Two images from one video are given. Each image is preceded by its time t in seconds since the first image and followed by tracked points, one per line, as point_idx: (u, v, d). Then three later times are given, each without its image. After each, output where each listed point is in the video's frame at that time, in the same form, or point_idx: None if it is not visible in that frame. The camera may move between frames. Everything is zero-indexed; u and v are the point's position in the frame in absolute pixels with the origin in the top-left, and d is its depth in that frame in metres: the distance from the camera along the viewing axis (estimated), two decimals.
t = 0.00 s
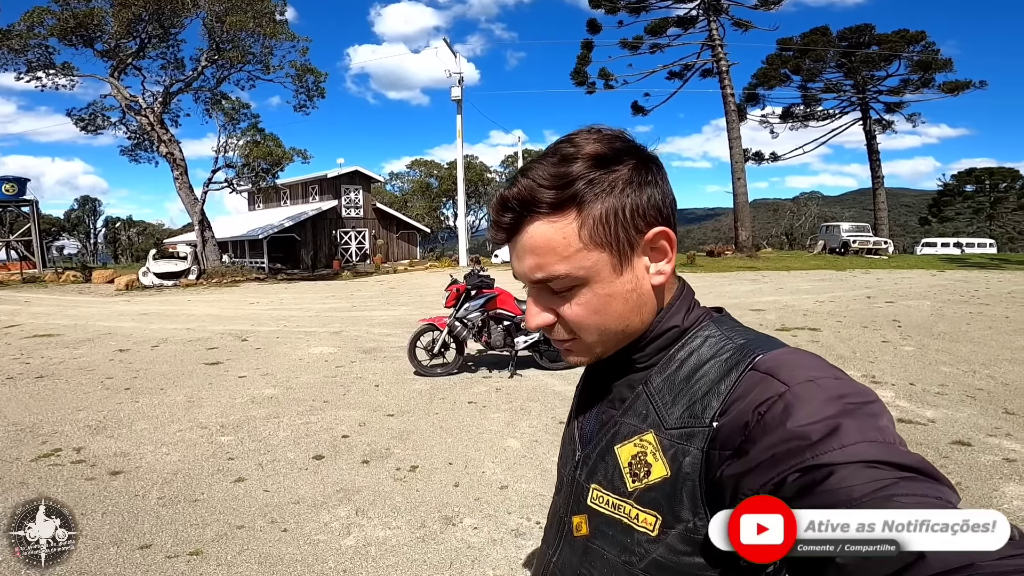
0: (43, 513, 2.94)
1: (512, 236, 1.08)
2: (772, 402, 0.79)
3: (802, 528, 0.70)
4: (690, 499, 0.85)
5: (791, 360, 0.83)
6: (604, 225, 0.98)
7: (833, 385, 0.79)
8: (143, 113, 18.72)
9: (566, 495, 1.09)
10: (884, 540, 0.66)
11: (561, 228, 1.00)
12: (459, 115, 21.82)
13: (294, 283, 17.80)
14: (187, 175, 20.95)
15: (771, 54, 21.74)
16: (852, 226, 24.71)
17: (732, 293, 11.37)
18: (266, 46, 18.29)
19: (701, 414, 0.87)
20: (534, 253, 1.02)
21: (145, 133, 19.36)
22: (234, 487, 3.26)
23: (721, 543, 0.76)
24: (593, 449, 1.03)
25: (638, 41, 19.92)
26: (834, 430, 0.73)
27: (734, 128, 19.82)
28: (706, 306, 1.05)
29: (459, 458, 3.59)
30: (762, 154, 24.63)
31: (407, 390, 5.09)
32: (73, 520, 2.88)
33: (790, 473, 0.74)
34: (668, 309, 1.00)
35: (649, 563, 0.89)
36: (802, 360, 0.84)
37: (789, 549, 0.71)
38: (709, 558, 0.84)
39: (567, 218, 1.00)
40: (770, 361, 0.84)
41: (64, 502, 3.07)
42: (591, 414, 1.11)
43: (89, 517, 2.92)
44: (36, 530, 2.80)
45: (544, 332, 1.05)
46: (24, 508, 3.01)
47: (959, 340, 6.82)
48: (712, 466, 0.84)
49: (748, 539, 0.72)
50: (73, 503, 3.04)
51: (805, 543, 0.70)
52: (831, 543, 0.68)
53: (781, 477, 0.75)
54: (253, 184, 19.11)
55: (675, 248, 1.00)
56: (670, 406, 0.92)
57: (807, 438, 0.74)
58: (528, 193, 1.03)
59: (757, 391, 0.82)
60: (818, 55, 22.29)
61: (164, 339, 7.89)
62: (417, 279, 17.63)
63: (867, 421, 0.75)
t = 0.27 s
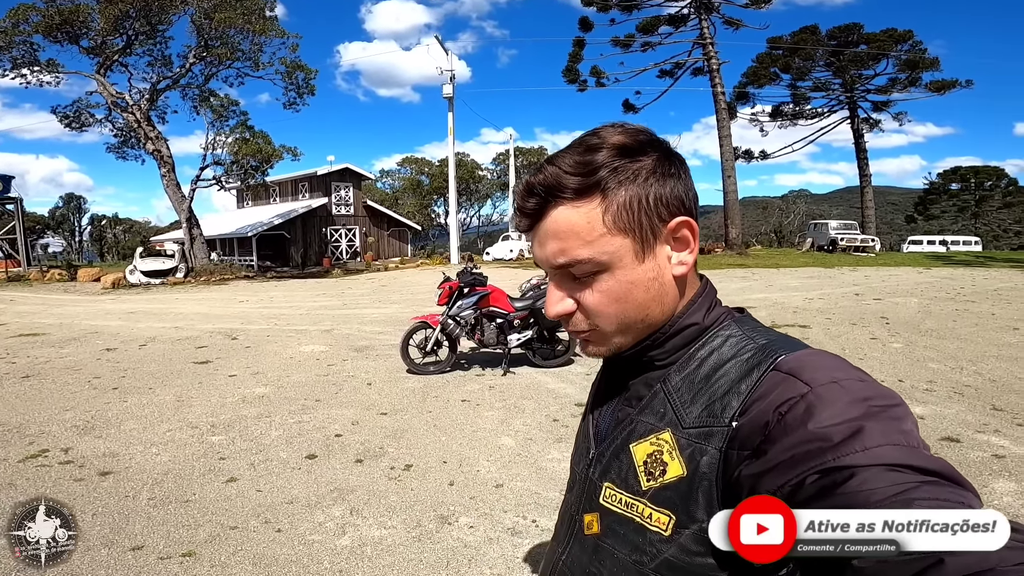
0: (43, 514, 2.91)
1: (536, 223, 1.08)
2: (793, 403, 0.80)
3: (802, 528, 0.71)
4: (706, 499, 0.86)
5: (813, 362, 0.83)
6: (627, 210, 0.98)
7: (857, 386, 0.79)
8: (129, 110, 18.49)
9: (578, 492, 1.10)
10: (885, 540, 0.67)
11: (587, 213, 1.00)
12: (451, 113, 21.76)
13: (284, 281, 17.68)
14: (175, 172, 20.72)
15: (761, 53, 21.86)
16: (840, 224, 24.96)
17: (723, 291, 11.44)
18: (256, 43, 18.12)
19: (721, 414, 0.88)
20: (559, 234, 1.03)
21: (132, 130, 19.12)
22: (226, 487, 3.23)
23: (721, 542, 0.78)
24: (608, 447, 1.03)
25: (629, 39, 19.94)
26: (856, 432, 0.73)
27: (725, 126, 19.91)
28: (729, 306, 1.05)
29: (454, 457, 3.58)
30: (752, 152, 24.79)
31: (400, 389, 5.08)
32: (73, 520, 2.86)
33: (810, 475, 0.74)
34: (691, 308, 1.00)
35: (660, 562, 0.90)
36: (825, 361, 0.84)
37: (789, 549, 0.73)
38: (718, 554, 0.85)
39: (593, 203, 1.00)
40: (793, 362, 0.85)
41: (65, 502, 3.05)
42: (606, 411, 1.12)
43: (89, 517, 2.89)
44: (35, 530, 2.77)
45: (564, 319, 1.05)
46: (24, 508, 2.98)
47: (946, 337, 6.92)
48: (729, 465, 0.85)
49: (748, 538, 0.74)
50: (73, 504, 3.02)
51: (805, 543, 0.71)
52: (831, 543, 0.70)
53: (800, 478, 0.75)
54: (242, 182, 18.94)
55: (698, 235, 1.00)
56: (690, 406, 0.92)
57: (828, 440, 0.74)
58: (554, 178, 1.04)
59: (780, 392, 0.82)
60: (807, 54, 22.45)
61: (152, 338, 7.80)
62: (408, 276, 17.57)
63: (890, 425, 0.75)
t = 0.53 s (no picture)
0: (43, 513, 2.91)
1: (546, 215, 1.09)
2: (791, 407, 0.81)
3: (802, 527, 0.70)
4: (703, 504, 0.87)
5: (810, 367, 0.84)
6: (637, 210, 1.00)
7: (853, 392, 0.80)
8: (119, 108, 18.33)
9: (574, 496, 1.11)
10: (884, 539, 0.67)
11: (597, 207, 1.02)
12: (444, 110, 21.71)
13: (277, 279, 17.61)
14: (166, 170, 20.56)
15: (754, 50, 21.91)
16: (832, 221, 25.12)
17: (716, 288, 11.50)
18: (248, 40, 18.00)
19: (718, 419, 0.88)
20: (572, 222, 1.03)
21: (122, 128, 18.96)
22: (221, 487, 3.23)
23: (721, 542, 0.76)
24: (604, 451, 1.04)
25: (623, 36, 19.94)
26: (850, 436, 0.75)
27: (718, 123, 19.96)
28: (727, 312, 1.06)
29: (449, 456, 3.59)
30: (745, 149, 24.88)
31: (394, 387, 5.08)
32: (73, 519, 2.86)
33: (806, 478, 0.75)
34: (690, 313, 1.01)
35: (656, 565, 0.91)
36: (820, 367, 0.85)
37: (789, 551, 0.71)
38: (713, 555, 0.86)
39: (605, 196, 1.02)
40: (791, 366, 0.86)
41: (65, 502, 3.04)
42: (603, 416, 1.13)
43: (89, 517, 2.89)
44: (36, 530, 2.77)
45: (563, 312, 1.04)
46: (24, 508, 2.97)
47: (937, 333, 6.98)
48: (726, 469, 0.86)
49: (747, 538, 0.73)
50: (73, 504, 3.02)
51: (805, 543, 0.70)
52: (831, 542, 0.69)
53: (795, 482, 0.76)
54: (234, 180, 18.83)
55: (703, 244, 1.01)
56: (687, 410, 0.93)
57: (824, 443, 0.75)
58: (568, 171, 1.06)
59: (777, 396, 0.83)
60: (799, 52, 22.53)
61: (144, 337, 7.75)
62: (402, 274, 17.54)
63: (886, 430, 0.76)
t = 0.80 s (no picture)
0: (44, 513, 2.91)
1: (577, 201, 1.13)
2: (780, 408, 0.82)
3: (800, 527, 0.70)
4: (698, 508, 0.87)
5: (798, 370, 0.86)
6: (668, 195, 1.12)
7: (841, 395, 0.82)
8: (116, 106, 18.27)
9: (567, 502, 1.11)
10: (884, 540, 0.67)
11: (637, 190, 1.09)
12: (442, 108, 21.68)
13: (274, 277, 17.59)
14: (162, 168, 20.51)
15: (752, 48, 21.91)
16: (829, 219, 25.17)
17: (714, 286, 11.52)
18: (245, 38, 17.95)
19: (709, 422, 0.90)
20: (613, 201, 1.08)
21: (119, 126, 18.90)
22: (219, 486, 3.24)
23: (721, 543, 0.75)
24: (597, 456, 1.06)
25: (621, 34, 19.93)
26: (839, 436, 0.77)
27: (716, 121, 19.97)
28: (716, 316, 1.09)
29: (446, 454, 3.60)
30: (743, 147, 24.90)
31: (392, 385, 5.09)
32: (73, 519, 2.86)
33: (795, 479, 0.77)
34: (688, 317, 1.03)
35: (650, 570, 0.91)
36: (808, 369, 0.87)
37: (789, 551, 0.71)
38: (707, 558, 0.86)
39: (641, 180, 1.11)
40: (779, 370, 0.88)
41: (65, 502, 3.04)
42: (595, 421, 1.14)
43: (89, 517, 2.89)
44: (36, 530, 2.77)
45: (604, 289, 1.04)
46: (24, 508, 2.97)
47: (932, 331, 7.02)
48: (720, 472, 0.87)
49: (748, 538, 0.72)
50: (73, 504, 3.01)
51: (805, 543, 0.69)
52: (829, 543, 0.69)
53: (785, 483, 0.78)
54: (231, 178, 18.80)
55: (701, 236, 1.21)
56: (679, 414, 0.94)
57: (812, 445, 0.77)
58: (604, 159, 1.13)
59: (767, 398, 0.85)
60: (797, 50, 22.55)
61: (141, 335, 7.75)
62: (399, 272, 17.54)
63: (873, 430, 0.78)
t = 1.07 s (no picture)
0: (43, 514, 2.90)
1: (576, 205, 1.13)
2: (779, 411, 0.83)
3: (801, 527, 0.72)
4: (694, 511, 0.88)
5: (796, 375, 0.87)
6: (668, 199, 1.13)
7: (839, 399, 0.83)
8: (117, 104, 18.28)
9: (562, 505, 1.12)
10: (885, 540, 0.68)
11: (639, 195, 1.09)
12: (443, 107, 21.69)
13: (274, 275, 17.61)
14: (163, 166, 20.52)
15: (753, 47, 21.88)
16: (830, 219, 25.14)
17: (714, 285, 11.52)
18: (246, 37, 17.96)
19: (707, 426, 0.90)
20: (613, 205, 1.09)
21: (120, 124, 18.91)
22: (218, 484, 3.25)
23: (722, 543, 0.78)
24: (593, 459, 1.06)
25: (622, 33, 19.92)
26: (837, 440, 0.78)
27: (717, 120, 19.96)
28: (713, 320, 1.09)
29: (445, 452, 3.61)
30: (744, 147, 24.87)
31: (391, 384, 5.10)
32: (73, 519, 2.86)
33: (794, 481, 0.77)
34: (688, 319, 1.03)
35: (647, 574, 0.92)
36: (806, 374, 0.88)
37: (788, 550, 0.73)
38: (704, 560, 0.87)
39: (643, 183, 1.11)
40: (777, 373, 0.89)
41: (66, 501, 3.04)
42: (593, 425, 1.14)
43: (90, 516, 2.89)
44: (35, 530, 2.77)
45: (605, 292, 1.05)
46: (24, 508, 2.97)
47: (932, 331, 7.02)
48: (717, 475, 0.87)
49: (747, 538, 0.74)
50: (74, 503, 3.01)
51: (806, 542, 0.71)
52: (831, 542, 0.70)
53: (783, 485, 0.78)
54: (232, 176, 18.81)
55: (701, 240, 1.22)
56: (676, 418, 0.94)
57: (811, 448, 0.78)
58: (606, 162, 1.13)
59: (765, 401, 0.85)
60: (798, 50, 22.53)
61: (142, 334, 7.77)
62: (400, 270, 17.55)
63: (869, 434, 0.79)
